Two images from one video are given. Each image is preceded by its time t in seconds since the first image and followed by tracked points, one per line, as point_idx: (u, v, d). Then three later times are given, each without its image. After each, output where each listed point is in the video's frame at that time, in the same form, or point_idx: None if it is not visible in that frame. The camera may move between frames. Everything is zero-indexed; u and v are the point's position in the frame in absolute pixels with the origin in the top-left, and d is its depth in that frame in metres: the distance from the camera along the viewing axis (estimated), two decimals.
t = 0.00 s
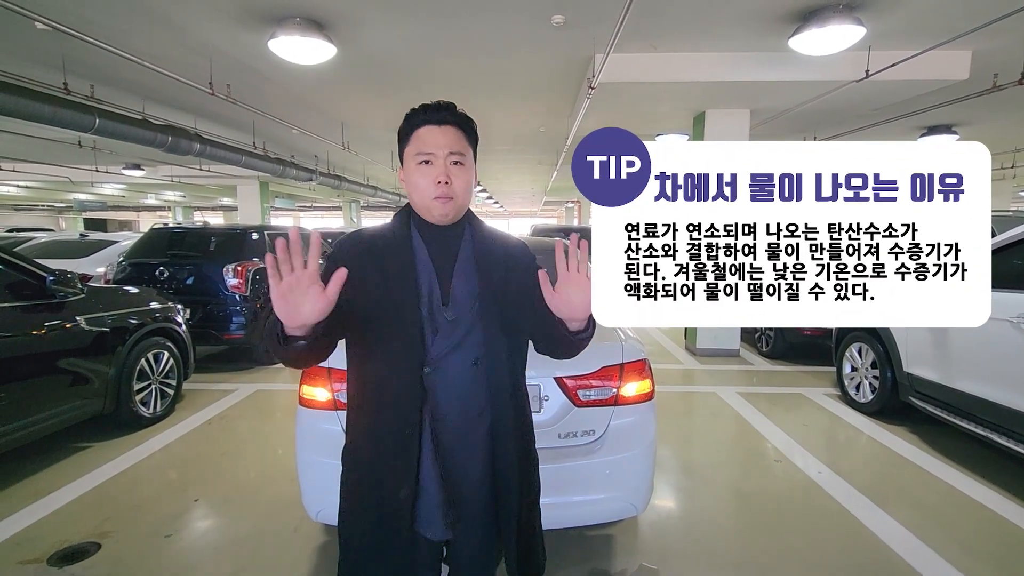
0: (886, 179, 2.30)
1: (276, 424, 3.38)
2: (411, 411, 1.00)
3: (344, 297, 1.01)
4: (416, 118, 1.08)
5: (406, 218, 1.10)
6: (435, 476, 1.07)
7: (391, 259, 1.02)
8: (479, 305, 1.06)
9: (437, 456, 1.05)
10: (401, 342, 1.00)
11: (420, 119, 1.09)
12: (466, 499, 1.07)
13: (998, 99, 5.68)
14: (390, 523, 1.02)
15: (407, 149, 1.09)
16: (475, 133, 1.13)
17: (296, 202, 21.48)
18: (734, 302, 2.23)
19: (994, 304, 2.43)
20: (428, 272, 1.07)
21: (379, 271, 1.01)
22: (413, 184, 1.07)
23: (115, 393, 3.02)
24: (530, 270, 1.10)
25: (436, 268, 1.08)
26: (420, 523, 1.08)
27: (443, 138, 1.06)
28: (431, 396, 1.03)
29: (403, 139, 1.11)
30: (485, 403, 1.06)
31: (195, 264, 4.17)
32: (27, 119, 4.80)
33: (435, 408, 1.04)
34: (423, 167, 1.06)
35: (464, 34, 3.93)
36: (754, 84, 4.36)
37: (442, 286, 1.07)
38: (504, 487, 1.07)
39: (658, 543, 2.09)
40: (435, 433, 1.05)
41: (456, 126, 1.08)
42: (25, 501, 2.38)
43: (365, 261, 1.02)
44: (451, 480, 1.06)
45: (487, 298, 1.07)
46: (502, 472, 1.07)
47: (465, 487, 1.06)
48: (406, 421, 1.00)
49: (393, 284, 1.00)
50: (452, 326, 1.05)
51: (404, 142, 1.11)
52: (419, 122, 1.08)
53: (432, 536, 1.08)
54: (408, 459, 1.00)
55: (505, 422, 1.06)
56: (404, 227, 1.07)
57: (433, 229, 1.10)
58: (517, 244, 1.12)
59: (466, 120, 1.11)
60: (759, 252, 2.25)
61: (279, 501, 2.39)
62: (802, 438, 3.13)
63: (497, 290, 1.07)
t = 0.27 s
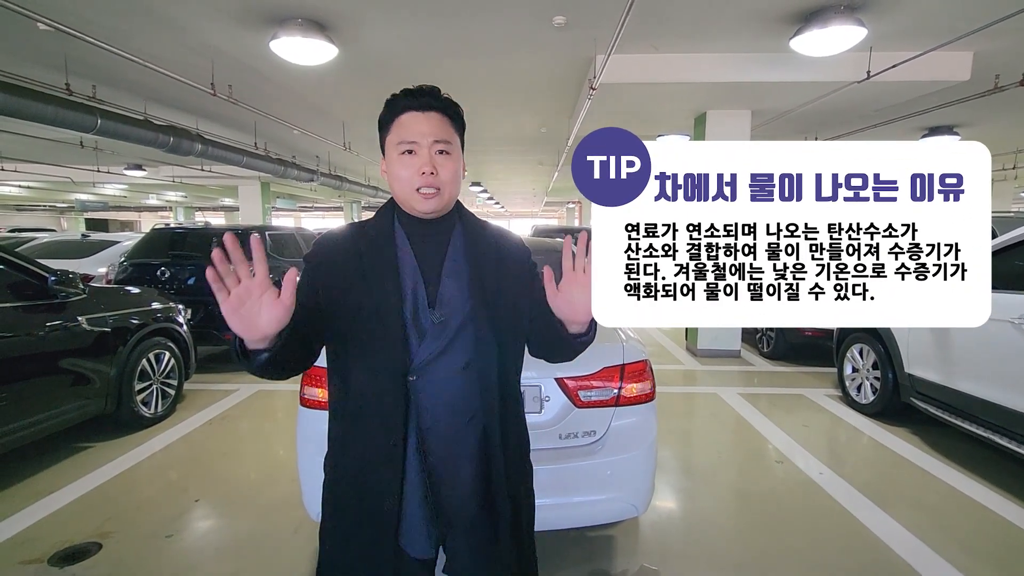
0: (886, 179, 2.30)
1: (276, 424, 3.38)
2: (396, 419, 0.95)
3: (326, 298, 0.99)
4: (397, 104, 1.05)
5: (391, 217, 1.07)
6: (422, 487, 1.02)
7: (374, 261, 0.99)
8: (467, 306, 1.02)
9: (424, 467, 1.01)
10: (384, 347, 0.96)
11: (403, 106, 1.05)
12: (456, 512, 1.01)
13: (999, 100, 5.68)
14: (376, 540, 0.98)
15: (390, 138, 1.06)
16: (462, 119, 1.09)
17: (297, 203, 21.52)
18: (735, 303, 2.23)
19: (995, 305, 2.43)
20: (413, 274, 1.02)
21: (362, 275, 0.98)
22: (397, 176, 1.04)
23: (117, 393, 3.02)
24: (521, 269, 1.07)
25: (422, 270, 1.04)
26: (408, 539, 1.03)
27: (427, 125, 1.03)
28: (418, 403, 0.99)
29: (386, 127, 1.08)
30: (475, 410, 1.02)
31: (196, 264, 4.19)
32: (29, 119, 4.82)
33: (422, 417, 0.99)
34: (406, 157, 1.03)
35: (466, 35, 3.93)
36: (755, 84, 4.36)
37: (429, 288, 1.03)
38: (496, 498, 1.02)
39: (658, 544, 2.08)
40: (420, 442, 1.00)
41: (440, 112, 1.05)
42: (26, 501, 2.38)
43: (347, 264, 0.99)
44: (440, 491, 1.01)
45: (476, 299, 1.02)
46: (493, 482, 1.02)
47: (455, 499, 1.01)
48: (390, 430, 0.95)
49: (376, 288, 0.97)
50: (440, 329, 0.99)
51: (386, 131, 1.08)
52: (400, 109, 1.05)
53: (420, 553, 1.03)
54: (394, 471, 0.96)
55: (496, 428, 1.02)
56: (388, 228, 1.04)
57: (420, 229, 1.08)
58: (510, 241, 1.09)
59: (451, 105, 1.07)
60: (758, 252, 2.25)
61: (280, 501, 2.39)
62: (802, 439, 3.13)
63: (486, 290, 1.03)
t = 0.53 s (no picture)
0: (885, 179, 2.55)
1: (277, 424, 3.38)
2: (388, 432, 0.92)
3: (312, 309, 0.96)
4: (382, 102, 1.01)
5: (378, 221, 1.03)
6: (417, 500, 1.00)
7: (361, 268, 0.95)
8: (460, 313, 0.99)
9: (419, 480, 0.99)
10: (372, 360, 0.92)
11: (388, 104, 1.02)
12: (453, 523, 1.00)
13: (1001, 101, 5.67)
14: (370, 560, 0.95)
15: (377, 139, 1.03)
16: (451, 115, 1.06)
17: (298, 203, 21.54)
18: (734, 302, 2.47)
19: (993, 304, 2.44)
20: (402, 280, 0.98)
21: (348, 283, 0.94)
22: (385, 177, 1.01)
23: (118, 393, 3.02)
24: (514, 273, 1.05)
25: (413, 276, 1.01)
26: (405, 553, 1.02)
27: (415, 124, 1.00)
28: (411, 415, 0.97)
29: (371, 127, 1.04)
30: (470, 418, 0.99)
31: (198, 264, 4.18)
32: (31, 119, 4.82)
33: (416, 428, 0.98)
34: (394, 158, 1.00)
35: (467, 35, 3.93)
36: (756, 85, 4.36)
37: (420, 294, 1.00)
38: (494, 509, 1.00)
39: (659, 545, 2.08)
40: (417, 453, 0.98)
41: (428, 109, 1.02)
42: (27, 501, 2.38)
43: (332, 272, 0.95)
44: (436, 503, 0.99)
45: (469, 305, 0.99)
46: (490, 493, 1.00)
47: (452, 509, 0.99)
48: (382, 444, 0.92)
49: (363, 297, 0.93)
50: (432, 337, 0.97)
51: (373, 130, 1.04)
52: (385, 107, 1.01)
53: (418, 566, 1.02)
54: (387, 489, 0.93)
55: (491, 438, 0.99)
56: (375, 233, 1.00)
57: (409, 232, 1.04)
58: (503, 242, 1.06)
59: (440, 102, 1.04)
60: (759, 253, 2.47)
61: (281, 502, 2.39)
62: (804, 440, 3.12)
63: (481, 295, 1.00)
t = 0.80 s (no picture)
0: (885, 179, 2.52)
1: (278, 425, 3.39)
2: (385, 436, 0.91)
3: (308, 311, 0.95)
4: (378, 103, 1.01)
5: (374, 222, 1.04)
6: (413, 508, 0.97)
7: (357, 269, 0.94)
8: (457, 314, 0.98)
9: (416, 488, 0.95)
10: (368, 362, 0.91)
11: (383, 104, 1.01)
12: (449, 533, 0.97)
13: (1004, 102, 5.66)
14: (368, 564, 0.94)
15: (373, 139, 1.03)
16: (447, 115, 1.06)
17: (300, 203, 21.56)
18: (734, 302, 2.48)
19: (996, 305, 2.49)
20: (399, 281, 0.99)
21: (344, 284, 0.94)
22: (381, 178, 1.01)
23: (120, 393, 3.03)
24: (511, 274, 1.05)
25: (409, 277, 1.01)
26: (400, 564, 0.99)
27: (411, 124, 1.00)
28: (408, 419, 0.94)
29: (367, 128, 1.04)
30: (468, 422, 0.98)
31: (200, 264, 4.18)
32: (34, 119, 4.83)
33: (412, 433, 0.95)
34: (390, 159, 1.00)
35: (469, 36, 3.93)
36: (758, 86, 4.35)
37: (417, 296, 1.00)
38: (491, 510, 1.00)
39: (659, 546, 2.08)
40: (414, 460, 0.95)
41: (424, 109, 1.02)
42: (29, 501, 2.38)
43: (329, 273, 0.95)
44: (433, 513, 0.96)
45: (466, 306, 0.99)
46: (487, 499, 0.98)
47: (450, 515, 0.97)
48: (379, 448, 0.91)
49: (360, 297, 0.92)
50: (428, 340, 0.96)
51: (368, 131, 1.04)
52: (381, 108, 1.01)
53: None
54: (386, 491, 0.92)
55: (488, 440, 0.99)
56: (372, 233, 1.00)
57: (410, 234, 1.04)
58: (499, 242, 1.07)
59: (435, 100, 1.04)
60: (759, 253, 2.48)
61: (282, 502, 2.39)
62: (806, 441, 3.11)
63: (478, 297, 1.00)
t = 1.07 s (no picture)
0: (885, 179, 2.55)
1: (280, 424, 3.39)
2: (381, 439, 0.91)
3: (305, 312, 0.95)
4: (377, 102, 1.01)
5: (374, 222, 1.04)
6: (411, 510, 0.97)
7: (354, 271, 0.94)
8: (456, 314, 0.98)
9: (413, 490, 0.95)
10: (365, 364, 0.92)
11: (382, 104, 1.01)
12: (446, 533, 0.98)
13: (1005, 103, 5.65)
14: (365, 564, 0.95)
15: (372, 139, 1.03)
16: (447, 115, 1.06)
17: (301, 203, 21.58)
18: (734, 302, 2.48)
19: (995, 305, 2.48)
20: (398, 282, 0.99)
21: (342, 286, 0.94)
22: (380, 179, 1.01)
23: (122, 392, 3.03)
24: (508, 274, 1.05)
25: (408, 278, 1.01)
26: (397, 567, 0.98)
27: (411, 124, 1.00)
28: (404, 422, 0.94)
29: (366, 128, 1.04)
30: (465, 425, 0.97)
31: (201, 264, 4.19)
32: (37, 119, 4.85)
33: (410, 436, 0.95)
34: (389, 159, 1.00)
35: (470, 36, 3.94)
36: (760, 86, 4.35)
37: (416, 298, 1.00)
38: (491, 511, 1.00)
39: (660, 547, 2.07)
40: (411, 461, 0.95)
41: (424, 109, 1.02)
42: (31, 500, 2.39)
43: (326, 274, 0.95)
44: (431, 514, 0.96)
45: (463, 309, 0.98)
46: (484, 501, 0.98)
47: (449, 513, 0.98)
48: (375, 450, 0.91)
49: (358, 299, 0.92)
50: (426, 341, 0.96)
51: (367, 131, 1.04)
52: (380, 108, 1.01)
53: None
54: (385, 491, 0.92)
55: (486, 443, 0.99)
56: (371, 234, 1.00)
57: (409, 234, 1.05)
58: (498, 244, 1.06)
59: (434, 101, 1.04)
60: (759, 253, 2.48)
61: (283, 502, 2.40)
62: (807, 442, 3.11)
63: (476, 299, 1.00)
